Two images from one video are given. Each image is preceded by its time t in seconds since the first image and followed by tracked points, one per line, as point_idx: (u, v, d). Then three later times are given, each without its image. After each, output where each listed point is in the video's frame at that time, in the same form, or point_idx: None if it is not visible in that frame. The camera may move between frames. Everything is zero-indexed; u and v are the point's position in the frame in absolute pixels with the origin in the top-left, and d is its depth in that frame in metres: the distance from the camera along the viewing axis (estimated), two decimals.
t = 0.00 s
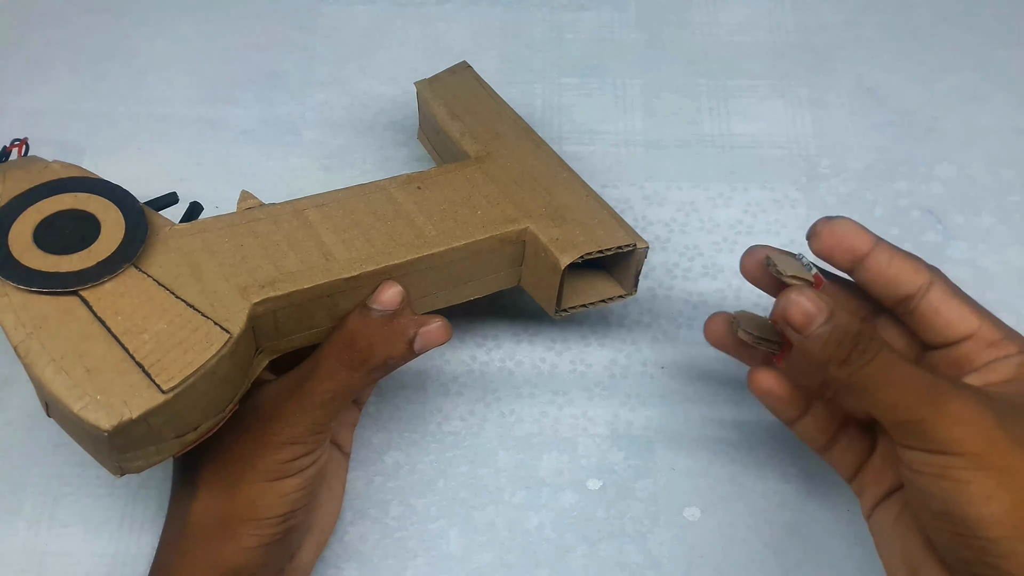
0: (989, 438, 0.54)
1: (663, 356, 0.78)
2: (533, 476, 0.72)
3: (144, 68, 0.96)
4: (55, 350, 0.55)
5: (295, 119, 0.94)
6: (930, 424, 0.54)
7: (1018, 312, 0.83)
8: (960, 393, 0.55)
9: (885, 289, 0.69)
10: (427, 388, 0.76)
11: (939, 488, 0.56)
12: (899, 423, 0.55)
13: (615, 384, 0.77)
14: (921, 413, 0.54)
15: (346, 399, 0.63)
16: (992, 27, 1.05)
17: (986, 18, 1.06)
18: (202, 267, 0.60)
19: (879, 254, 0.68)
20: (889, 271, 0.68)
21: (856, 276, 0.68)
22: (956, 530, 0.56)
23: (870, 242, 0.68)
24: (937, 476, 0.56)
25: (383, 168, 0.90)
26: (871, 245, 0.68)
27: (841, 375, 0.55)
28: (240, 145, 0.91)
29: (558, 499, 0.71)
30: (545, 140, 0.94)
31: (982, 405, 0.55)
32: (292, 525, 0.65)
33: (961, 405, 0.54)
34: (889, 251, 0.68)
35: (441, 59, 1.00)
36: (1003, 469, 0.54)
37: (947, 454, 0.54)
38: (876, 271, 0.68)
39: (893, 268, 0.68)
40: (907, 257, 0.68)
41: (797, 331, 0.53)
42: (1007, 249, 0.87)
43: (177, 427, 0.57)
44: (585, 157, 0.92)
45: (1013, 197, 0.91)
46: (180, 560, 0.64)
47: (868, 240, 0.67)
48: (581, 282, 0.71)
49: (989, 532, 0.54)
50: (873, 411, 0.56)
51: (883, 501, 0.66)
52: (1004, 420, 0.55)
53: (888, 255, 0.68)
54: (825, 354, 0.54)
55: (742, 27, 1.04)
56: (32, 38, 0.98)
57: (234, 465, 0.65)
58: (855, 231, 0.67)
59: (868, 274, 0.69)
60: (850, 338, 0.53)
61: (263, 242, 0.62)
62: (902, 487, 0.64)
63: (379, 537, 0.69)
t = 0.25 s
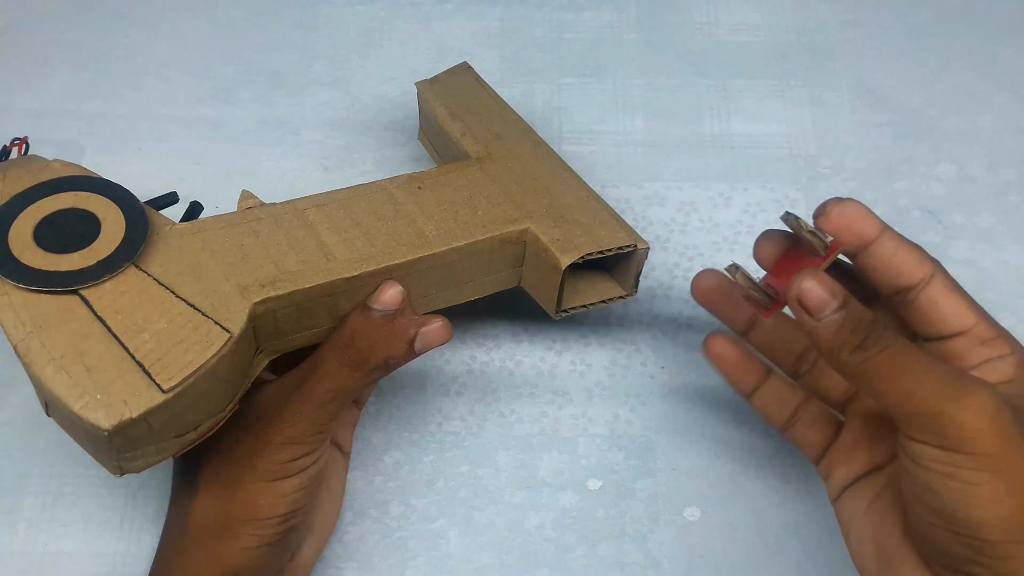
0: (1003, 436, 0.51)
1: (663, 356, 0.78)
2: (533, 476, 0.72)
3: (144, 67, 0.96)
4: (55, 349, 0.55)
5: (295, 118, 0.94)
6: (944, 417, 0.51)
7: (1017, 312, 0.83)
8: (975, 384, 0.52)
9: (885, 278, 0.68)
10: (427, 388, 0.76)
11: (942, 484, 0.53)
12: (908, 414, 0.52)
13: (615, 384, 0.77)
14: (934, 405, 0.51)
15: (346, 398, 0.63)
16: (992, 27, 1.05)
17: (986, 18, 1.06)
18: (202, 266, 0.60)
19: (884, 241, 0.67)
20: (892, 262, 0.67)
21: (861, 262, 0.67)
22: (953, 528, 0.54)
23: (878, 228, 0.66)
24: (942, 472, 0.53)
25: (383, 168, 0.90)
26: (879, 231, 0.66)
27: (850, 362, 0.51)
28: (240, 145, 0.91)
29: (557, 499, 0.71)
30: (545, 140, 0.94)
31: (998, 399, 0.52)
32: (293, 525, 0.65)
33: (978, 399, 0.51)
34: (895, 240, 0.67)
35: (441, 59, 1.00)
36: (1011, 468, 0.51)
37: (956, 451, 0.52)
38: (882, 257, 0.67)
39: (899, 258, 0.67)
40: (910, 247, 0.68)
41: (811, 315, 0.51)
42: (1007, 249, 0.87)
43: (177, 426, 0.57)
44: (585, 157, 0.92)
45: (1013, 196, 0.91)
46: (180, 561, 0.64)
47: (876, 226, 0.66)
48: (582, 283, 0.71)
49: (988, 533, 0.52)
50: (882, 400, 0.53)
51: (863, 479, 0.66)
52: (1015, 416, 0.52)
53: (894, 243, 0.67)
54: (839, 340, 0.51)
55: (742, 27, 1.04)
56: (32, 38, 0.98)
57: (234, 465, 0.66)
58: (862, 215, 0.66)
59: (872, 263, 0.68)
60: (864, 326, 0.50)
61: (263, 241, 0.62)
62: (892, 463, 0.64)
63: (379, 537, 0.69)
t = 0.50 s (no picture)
0: (938, 436, 0.56)
1: (663, 356, 0.78)
2: (533, 476, 0.72)
3: (144, 67, 0.96)
4: (50, 351, 0.55)
5: (295, 118, 0.94)
6: (885, 418, 0.56)
7: (1017, 312, 0.83)
8: (913, 388, 0.57)
9: (846, 285, 0.70)
10: (427, 388, 0.76)
11: (885, 482, 0.57)
12: (851, 416, 0.57)
13: (615, 383, 0.77)
14: (875, 407, 0.55)
15: (343, 397, 0.63)
16: (992, 27, 1.05)
17: (986, 18, 1.06)
18: (198, 266, 0.60)
19: (844, 249, 0.69)
20: (852, 269, 0.69)
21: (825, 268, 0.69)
22: (898, 525, 0.57)
23: (837, 237, 0.69)
24: (885, 470, 0.57)
25: (383, 168, 0.90)
26: (838, 240, 0.69)
27: (798, 368, 0.56)
28: (240, 145, 0.91)
29: (557, 499, 0.71)
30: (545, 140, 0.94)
31: (935, 403, 0.57)
32: (291, 524, 0.65)
33: (915, 402, 0.56)
34: (856, 246, 0.69)
35: (441, 59, 1.00)
36: (945, 466, 0.56)
37: (897, 449, 0.56)
38: (843, 264, 0.69)
39: (860, 266, 0.69)
40: (871, 255, 0.69)
41: (765, 319, 0.54)
42: (1006, 249, 0.87)
43: (173, 427, 0.57)
44: (585, 157, 0.92)
45: (1013, 196, 0.91)
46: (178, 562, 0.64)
47: (835, 235, 0.69)
48: (580, 279, 0.71)
49: (930, 529, 0.55)
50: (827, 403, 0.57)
51: (817, 477, 0.67)
52: (950, 418, 0.57)
53: (855, 250, 0.69)
54: (789, 346, 0.55)
55: (742, 27, 1.04)
56: (32, 38, 0.98)
57: (230, 466, 0.65)
58: (823, 224, 0.69)
59: (832, 270, 0.70)
60: (811, 333, 0.55)
61: (259, 240, 0.62)
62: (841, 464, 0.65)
63: (379, 537, 0.69)
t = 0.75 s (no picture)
0: (914, 443, 0.56)
1: (663, 356, 0.78)
2: (533, 477, 0.72)
3: (144, 67, 0.96)
4: (44, 359, 0.55)
5: (295, 118, 0.94)
6: (860, 426, 0.56)
7: (1017, 312, 0.83)
8: (890, 396, 0.57)
9: (824, 290, 0.70)
10: (427, 389, 0.76)
11: (862, 490, 0.57)
12: (827, 424, 0.57)
13: (615, 384, 0.77)
14: (851, 414, 0.56)
15: (339, 409, 0.63)
16: (993, 27, 1.05)
17: (986, 18, 1.06)
18: (196, 275, 0.60)
19: (821, 255, 0.69)
20: (830, 275, 0.69)
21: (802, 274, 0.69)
22: (872, 533, 0.57)
23: (814, 242, 0.68)
24: (861, 477, 0.57)
25: (383, 168, 0.90)
26: (815, 245, 0.68)
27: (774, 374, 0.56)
28: (240, 145, 0.91)
29: (558, 500, 0.71)
30: (545, 140, 0.94)
31: (912, 411, 0.57)
32: (286, 535, 0.65)
33: (891, 409, 0.56)
34: (832, 252, 0.69)
35: (441, 59, 1.00)
36: (920, 474, 0.56)
37: (873, 457, 0.56)
38: (819, 271, 0.69)
39: (837, 271, 0.69)
40: (848, 260, 0.69)
41: (744, 326, 0.54)
42: (1007, 249, 0.87)
43: (167, 437, 0.57)
44: (585, 157, 0.92)
45: (1013, 197, 0.91)
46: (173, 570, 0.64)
47: (812, 240, 0.68)
48: (579, 292, 0.71)
49: (906, 537, 0.56)
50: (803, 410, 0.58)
51: (795, 486, 0.68)
52: (927, 425, 0.57)
53: (831, 255, 0.69)
54: (765, 353, 0.55)
55: (742, 27, 1.04)
56: (32, 38, 0.98)
57: (226, 475, 0.66)
58: (800, 229, 0.68)
59: (809, 276, 0.70)
60: (789, 339, 0.54)
61: (257, 250, 0.62)
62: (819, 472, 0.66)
63: (379, 537, 0.69)
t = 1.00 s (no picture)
0: (918, 456, 0.56)
1: (663, 356, 0.78)
2: (533, 476, 0.72)
3: (143, 67, 0.96)
4: (36, 357, 0.55)
5: (295, 118, 0.94)
6: (868, 435, 0.55)
7: (1017, 312, 0.83)
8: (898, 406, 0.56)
9: (826, 294, 0.71)
10: (427, 389, 0.76)
11: (860, 500, 0.57)
12: (833, 426, 0.56)
13: (615, 384, 0.77)
14: (859, 419, 0.55)
15: (334, 408, 0.63)
16: (992, 27, 1.05)
17: (986, 18, 1.06)
18: (188, 274, 0.60)
19: (824, 257, 0.70)
20: (832, 277, 0.70)
21: (803, 275, 0.70)
22: (870, 546, 0.58)
23: (817, 243, 0.70)
24: (861, 487, 0.57)
25: (383, 168, 0.90)
26: (817, 246, 0.70)
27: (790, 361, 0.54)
28: (240, 145, 0.91)
29: (557, 500, 0.71)
30: (545, 140, 0.94)
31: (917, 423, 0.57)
32: (282, 535, 0.66)
33: (898, 420, 0.55)
34: (834, 254, 0.71)
35: (441, 59, 1.00)
36: (921, 486, 0.56)
37: (879, 468, 0.56)
38: (820, 273, 0.71)
39: (840, 274, 0.70)
40: (850, 264, 0.71)
41: (771, 308, 0.51)
42: (1007, 249, 0.87)
43: (159, 435, 0.57)
44: (585, 157, 0.92)
45: (1013, 196, 0.91)
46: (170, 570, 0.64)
47: (815, 241, 0.70)
48: (577, 293, 0.71)
49: (903, 550, 0.56)
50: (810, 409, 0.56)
51: (794, 494, 0.67)
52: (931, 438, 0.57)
53: (834, 258, 0.70)
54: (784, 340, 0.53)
55: (742, 27, 1.04)
56: (32, 38, 0.98)
57: (222, 476, 0.66)
58: (802, 229, 0.70)
59: (813, 277, 0.71)
60: (812, 330, 0.52)
61: (250, 249, 0.62)
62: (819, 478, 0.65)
63: (379, 537, 0.69)
